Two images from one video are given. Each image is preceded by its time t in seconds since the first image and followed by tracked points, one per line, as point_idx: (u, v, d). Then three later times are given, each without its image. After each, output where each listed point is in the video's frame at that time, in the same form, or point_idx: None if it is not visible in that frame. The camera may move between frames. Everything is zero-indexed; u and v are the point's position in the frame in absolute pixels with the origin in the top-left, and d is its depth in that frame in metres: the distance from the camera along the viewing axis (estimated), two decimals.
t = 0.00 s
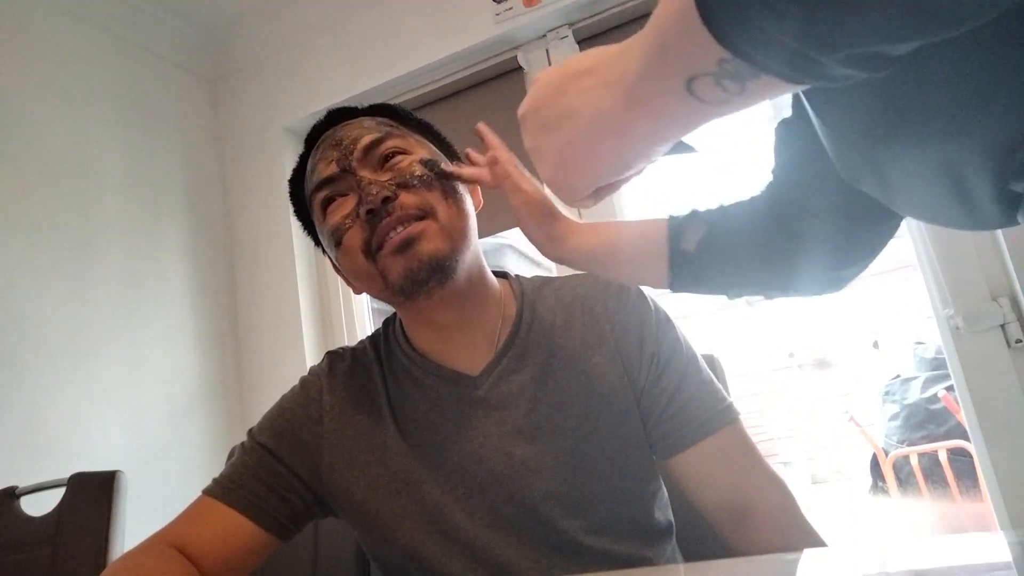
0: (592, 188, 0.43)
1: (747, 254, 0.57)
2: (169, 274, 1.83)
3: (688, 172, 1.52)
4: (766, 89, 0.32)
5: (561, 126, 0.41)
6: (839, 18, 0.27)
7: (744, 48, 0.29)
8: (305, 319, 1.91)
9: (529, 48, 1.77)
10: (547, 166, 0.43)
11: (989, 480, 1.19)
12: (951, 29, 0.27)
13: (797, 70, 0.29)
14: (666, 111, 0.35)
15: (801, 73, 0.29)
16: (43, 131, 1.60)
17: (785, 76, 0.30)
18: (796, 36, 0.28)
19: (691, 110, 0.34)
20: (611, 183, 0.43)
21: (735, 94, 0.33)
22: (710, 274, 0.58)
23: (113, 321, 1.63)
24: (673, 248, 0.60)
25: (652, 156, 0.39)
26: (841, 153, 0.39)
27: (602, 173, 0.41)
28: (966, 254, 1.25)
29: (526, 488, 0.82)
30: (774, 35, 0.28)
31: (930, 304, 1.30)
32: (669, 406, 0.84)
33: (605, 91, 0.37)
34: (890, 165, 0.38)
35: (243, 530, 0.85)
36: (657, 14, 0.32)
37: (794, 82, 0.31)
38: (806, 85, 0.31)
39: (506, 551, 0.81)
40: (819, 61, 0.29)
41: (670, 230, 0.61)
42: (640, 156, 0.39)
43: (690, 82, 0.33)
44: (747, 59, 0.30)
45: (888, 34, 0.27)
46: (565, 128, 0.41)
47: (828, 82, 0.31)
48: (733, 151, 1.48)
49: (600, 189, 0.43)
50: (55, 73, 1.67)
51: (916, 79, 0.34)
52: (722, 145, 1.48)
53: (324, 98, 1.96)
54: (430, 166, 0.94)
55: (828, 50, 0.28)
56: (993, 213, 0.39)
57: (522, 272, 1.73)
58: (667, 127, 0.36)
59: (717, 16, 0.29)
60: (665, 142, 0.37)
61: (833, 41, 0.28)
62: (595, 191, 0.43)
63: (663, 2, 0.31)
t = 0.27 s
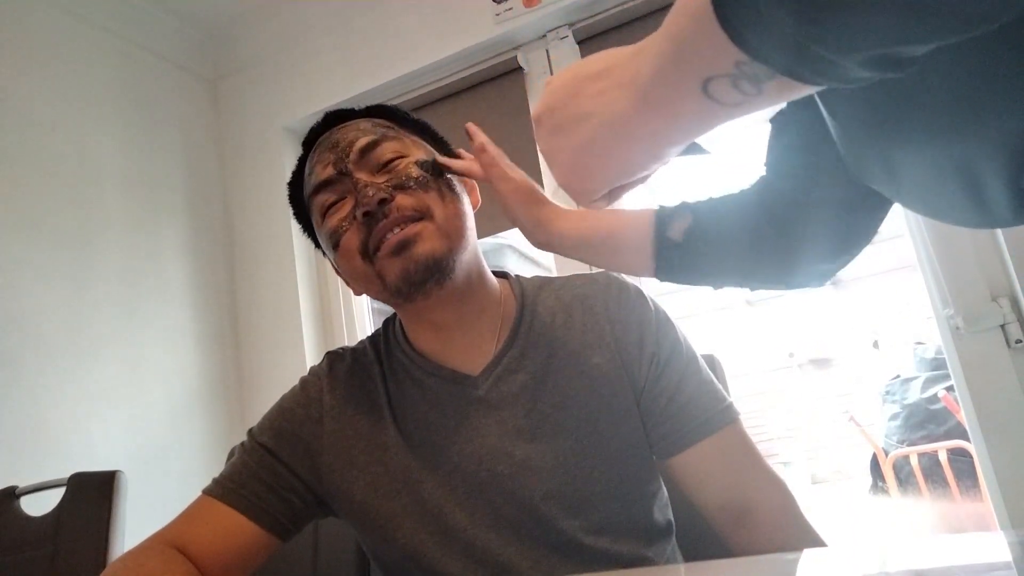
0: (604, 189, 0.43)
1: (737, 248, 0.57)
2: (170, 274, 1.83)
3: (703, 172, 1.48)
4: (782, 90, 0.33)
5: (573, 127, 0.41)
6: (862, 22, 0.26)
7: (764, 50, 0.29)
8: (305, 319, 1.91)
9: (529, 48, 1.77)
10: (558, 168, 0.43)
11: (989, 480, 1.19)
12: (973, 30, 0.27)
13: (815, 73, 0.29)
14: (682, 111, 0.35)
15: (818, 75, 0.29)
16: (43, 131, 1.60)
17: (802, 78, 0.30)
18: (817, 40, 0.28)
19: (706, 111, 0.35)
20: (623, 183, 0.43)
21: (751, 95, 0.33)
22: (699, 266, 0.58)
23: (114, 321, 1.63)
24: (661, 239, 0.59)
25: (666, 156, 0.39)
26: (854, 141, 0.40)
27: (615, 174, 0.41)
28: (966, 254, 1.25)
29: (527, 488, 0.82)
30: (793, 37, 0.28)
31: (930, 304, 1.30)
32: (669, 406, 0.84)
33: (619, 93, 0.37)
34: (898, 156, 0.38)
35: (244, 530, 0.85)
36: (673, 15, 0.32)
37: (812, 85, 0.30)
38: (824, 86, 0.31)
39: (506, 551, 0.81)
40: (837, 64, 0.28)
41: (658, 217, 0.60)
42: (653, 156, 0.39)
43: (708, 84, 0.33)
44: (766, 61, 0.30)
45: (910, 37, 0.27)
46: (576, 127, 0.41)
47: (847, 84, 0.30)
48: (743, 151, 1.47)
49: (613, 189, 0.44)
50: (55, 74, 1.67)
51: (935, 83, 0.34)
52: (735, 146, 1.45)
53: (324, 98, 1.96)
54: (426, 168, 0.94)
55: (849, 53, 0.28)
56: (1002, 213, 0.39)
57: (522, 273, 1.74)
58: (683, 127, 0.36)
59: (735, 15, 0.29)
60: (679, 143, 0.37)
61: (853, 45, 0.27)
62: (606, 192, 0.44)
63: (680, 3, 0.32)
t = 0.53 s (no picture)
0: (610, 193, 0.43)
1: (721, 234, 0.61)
2: (170, 274, 1.83)
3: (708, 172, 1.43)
4: (793, 92, 0.33)
5: (580, 127, 0.41)
6: (879, 24, 0.27)
7: (780, 52, 0.29)
8: (305, 319, 1.91)
9: (529, 48, 1.77)
10: (565, 169, 0.43)
11: (989, 480, 1.19)
12: (981, 33, 0.28)
13: (828, 74, 0.30)
14: (687, 114, 0.35)
15: (831, 76, 0.30)
16: (43, 131, 1.60)
17: (811, 78, 0.30)
18: (834, 42, 0.28)
19: (713, 113, 0.35)
20: (630, 187, 0.43)
21: (761, 96, 0.33)
22: (687, 253, 0.63)
23: (114, 321, 1.63)
24: (652, 230, 0.66)
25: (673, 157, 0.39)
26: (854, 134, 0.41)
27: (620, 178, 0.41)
28: (966, 254, 1.25)
29: (527, 487, 0.82)
30: (809, 39, 0.28)
31: (930, 304, 1.30)
32: (670, 406, 0.85)
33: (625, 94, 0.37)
34: (897, 151, 0.39)
35: (244, 530, 0.85)
36: (680, 16, 0.33)
37: (824, 86, 0.31)
38: (836, 88, 0.32)
39: (505, 552, 0.81)
40: (848, 63, 0.29)
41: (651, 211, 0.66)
42: (660, 157, 0.38)
43: (717, 86, 0.33)
44: (781, 64, 0.30)
45: (922, 37, 0.27)
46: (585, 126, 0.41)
47: (857, 85, 0.31)
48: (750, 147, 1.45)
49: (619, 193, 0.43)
50: (56, 74, 1.67)
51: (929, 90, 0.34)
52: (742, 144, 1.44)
53: (324, 98, 1.96)
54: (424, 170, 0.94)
55: (865, 53, 0.28)
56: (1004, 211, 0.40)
57: (523, 273, 1.74)
58: (689, 130, 0.36)
59: (750, 17, 0.29)
60: (685, 145, 0.37)
61: (868, 47, 0.28)
62: (612, 195, 0.43)
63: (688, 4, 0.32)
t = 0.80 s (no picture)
0: (611, 197, 0.42)
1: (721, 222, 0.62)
2: (170, 274, 1.83)
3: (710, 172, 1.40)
4: (799, 101, 0.33)
5: (578, 133, 0.41)
6: (888, 32, 0.27)
7: (786, 62, 0.29)
8: (305, 319, 1.91)
9: (529, 48, 1.77)
10: (563, 176, 0.43)
11: (989, 480, 1.19)
12: (987, 44, 0.28)
13: (835, 81, 0.30)
14: (692, 120, 0.35)
15: (838, 84, 0.30)
16: (43, 131, 1.60)
17: (816, 85, 0.30)
18: (842, 50, 0.28)
19: (717, 120, 0.35)
20: (629, 193, 0.43)
21: (767, 105, 0.33)
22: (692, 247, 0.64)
23: (114, 320, 1.63)
24: (656, 233, 0.66)
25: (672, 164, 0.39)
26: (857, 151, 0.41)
27: (622, 183, 0.41)
28: (966, 254, 1.25)
29: (527, 487, 0.82)
30: (816, 47, 0.28)
31: (930, 304, 1.30)
32: (669, 407, 0.85)
33: (626, 100, 0.37)
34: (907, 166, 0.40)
35: (244, 531, 0.85)
36: (683, 22, 0.33)
37: (828, 94, 0.31)
38: (839, 95, 0.32)
39: (506, 552, 0.81)
40: (851, 69, 0.29)
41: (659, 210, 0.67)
42: (659, 163, 0.39)
43: (721, 93, 0.33)
44: (788, 71, 0.30)
45: (932, 47, 0.28)
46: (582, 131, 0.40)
47: (862, 93, 0.31)
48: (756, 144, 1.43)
49: (619, 198, 0.43)
50: (56, 74, 1.67)
51: (943, 108, 0.35)
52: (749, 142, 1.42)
53: (324, 98, 1.96)
54: (422, 173, 0.94)
55: (874, 60, 0.28)
56: (1005, 216, 0.41)
57: (523, 273, 1.74)
58: (693, 136, 0.36)
59: (752, 19, 0.29)
60: (688, 151, 0.38)
61: (877, 54, 0.28)
62: (610, 200, 0.43)
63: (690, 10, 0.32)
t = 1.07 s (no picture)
0: (612, 204, 0.44)
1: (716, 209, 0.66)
2: (171, 274, 1.83)
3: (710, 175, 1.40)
4: (799, 111, 0.35)
5: (580, 142, 0.42)
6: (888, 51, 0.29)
7: (794, 79, 0.32)
8: (305, 319, 1.91)
9: (529, 48, 1.77)
10: (565, 181, 0.45)
11: (989, 480, 1.19)
12: (981, 64, 0.31)
13: (840, 97, 0.32)
14: (695, 130, 0.37)
15: (837, 96, 0.32)
16: (43, 131, 1.60)
17: (816, 96, 0.32)
18: (846, 68, 0.31)
19: (720, 131, 0.37)
20: (630, 200, 0.44)
21: (768, 116, 0.35)
22: (690, 238, 0.69)
23: (115, 320, 1.64)
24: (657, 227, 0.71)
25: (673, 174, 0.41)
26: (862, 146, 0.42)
27: (622, 190, 0.42)
28: (966, 254, 1.25)
29: (528, 487, 0.82)
30: (822, 65, 0.31)
31: (930, 304, 1.30)
32: (670, 406, 0.85)
33: (628, 109, 0.39)
34: (909, 163, 0.40)
35: (244, 531, 0.85)
36: (686, 36, 0.34)
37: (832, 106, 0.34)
38: (840, 108, 0.34)
39: (506, 552, 0.81)
40: (845, 80, 0.31)
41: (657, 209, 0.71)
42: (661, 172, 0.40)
43: (724, 105, 0.35)
44: (796, 88, 0.32)
45: (931, 64, 0.30)
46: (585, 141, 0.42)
47: (864, 106, 0.34)
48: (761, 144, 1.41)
49: (620, 205, 0.45)
50: (57, 74, 1.67)
51: (944, 110, 0.36)
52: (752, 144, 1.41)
53: (324, 98, 1.96)
54: (421, 172, 0.93)
55: (876, 77, 0.31)
56: (1001, 215, 0.42)
57: (523, 274, 1.74)
58: (694, 146, 0.38)
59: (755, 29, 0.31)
60: (689, 161, 0.39)
61: (880, 71, 0.30)
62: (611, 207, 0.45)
63: (694, 26, 0.34)
